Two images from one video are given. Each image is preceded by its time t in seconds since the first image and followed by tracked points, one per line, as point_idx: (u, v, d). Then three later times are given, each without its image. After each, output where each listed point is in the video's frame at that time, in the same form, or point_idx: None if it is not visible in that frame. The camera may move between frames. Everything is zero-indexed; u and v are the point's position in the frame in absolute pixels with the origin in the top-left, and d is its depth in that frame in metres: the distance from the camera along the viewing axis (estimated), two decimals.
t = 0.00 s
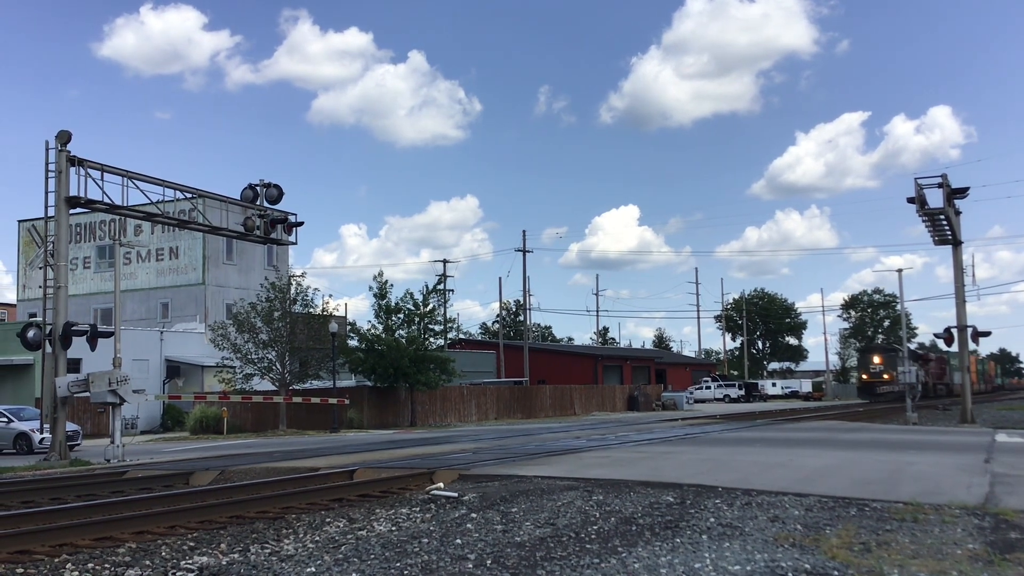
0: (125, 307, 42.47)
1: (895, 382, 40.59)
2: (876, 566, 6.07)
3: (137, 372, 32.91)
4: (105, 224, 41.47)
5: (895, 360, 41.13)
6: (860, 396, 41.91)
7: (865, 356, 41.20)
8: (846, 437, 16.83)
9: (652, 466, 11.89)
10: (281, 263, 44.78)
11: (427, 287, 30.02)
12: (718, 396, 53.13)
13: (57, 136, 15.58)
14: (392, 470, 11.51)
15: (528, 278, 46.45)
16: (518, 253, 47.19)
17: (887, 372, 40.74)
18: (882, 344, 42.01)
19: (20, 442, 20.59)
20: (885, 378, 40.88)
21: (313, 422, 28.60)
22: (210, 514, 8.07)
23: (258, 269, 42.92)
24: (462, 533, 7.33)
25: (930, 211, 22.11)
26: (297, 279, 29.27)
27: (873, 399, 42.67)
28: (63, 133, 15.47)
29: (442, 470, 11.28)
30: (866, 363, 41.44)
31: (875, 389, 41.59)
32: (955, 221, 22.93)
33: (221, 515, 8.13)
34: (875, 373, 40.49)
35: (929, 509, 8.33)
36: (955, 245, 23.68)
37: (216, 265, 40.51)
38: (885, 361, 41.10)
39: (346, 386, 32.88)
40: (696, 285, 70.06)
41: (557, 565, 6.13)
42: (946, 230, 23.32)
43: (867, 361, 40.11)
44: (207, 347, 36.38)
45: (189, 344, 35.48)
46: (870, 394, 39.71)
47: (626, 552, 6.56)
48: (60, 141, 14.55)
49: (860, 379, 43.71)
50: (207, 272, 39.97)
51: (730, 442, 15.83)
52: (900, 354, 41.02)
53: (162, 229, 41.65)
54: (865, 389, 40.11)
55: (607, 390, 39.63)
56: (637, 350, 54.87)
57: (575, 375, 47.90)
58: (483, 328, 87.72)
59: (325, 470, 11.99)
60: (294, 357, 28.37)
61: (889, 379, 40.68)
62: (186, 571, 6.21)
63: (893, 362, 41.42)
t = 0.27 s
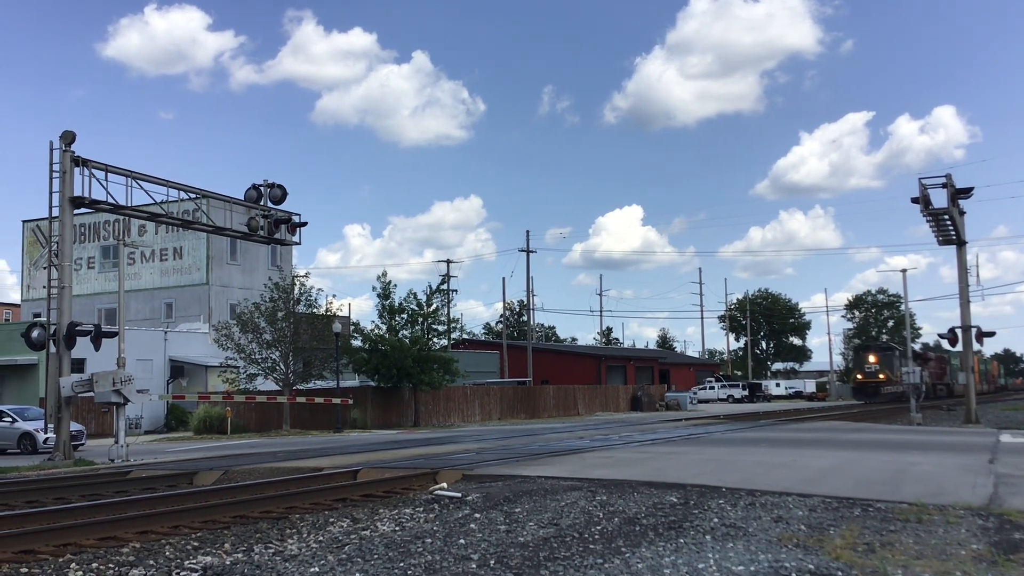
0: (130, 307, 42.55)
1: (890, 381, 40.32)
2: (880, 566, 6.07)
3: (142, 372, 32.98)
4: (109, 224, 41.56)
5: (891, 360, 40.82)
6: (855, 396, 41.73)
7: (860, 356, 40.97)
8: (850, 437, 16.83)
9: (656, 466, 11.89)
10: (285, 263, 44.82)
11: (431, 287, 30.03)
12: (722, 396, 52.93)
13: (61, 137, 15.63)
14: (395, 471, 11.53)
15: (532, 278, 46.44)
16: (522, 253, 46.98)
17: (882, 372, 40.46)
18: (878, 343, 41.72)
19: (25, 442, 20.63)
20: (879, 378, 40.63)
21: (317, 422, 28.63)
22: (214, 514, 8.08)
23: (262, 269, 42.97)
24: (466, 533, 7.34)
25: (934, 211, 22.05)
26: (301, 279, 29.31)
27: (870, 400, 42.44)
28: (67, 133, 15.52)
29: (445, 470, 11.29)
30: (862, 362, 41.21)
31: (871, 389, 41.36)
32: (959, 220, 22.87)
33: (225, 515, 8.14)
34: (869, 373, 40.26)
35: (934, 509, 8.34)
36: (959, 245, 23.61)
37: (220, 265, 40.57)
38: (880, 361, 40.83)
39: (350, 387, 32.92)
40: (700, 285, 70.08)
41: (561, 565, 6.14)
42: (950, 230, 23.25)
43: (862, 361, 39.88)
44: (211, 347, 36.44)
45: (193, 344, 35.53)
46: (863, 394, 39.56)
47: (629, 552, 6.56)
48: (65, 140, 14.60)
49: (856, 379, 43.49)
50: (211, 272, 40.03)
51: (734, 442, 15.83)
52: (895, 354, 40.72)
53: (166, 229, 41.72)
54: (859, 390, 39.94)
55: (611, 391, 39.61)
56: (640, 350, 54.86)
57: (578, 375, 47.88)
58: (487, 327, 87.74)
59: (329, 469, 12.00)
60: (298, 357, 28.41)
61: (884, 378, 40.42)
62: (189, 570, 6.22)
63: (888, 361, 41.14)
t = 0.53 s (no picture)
0: (133, 307, 42.60)
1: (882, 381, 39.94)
2: (882, 566, 6.06)
3: (145, 372, 33.02)
4: (112, 224, 41.63)
5: (884, 359, 40.42)
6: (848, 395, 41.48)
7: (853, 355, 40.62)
8: (853, 437, 16.83)
9: (658, 466, 11.89)
10: (288, 263, 44.86)
11: (433, 287, 30.07)
12: (724, 396, 52.97)
13: (64, 137, 15.66)
14: (398, 471, 11.54)
15: (535, 278, 46.45)
16: (524, 253, 46.92)
17: (875, 371, 40.09)
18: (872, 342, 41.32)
19: (28, 442, 20.66)
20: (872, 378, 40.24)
21: (320, 422, 28.65)
22: (216, 514, 8.09)
23: (264, 269, 43.03)
24: (468, 533, 7.34)
25: (936, 211, 22.03)
26: (303, 279, 29.34)
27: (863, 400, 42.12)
28: (70, 133, 15.54)
29: (448, 470, 11.29)
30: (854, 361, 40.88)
31: (864, 388, 41.03)
32: (962, 221, 22.84)
33: (228, 515, 8.15)
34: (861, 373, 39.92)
35: (936, 510, 8.32)
36: (962, 246, 23.58)
37: (223, 266, 40.62)
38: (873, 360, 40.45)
39: (353, 387, 32.95)
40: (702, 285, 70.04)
41: (563, 565, 6.14)
42: (953, 230, 23.22)
43: (854, 361, 39.53)
44: (214, 347, 36.48)
45: (196, 345, 35.57)
46: (856, 395, 39.33)
47: (631, 552, 6.57)
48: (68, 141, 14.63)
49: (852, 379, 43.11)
50: (214, 272, 40.09)
51: (737, 442, 15.82)
52: (889, 353, 40.30)
53: (169, 229, 41.79)
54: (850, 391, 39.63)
55: (613, 391, 39.61)
56: (643, 350, 54.86)
57: (581, 375, 47.90)
58: (489, 328, 87.77)
59: (331, 469, 12.02)
60: (300, 357, 28.44)
61: (876, 378, 40.06)
62: (192, 570, 6.22)
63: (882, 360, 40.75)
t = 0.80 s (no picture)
0: (134, 307, 42.64)
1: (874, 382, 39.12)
2: (884, 567, 6.06)
3: (146, 372, 33.05)
4: (114, 224, 41.66)
5: (876, 359, 39.67)
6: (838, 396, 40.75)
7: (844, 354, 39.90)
8: (854, 437, 16.83)
9: (659, 467, 11.89)
10: (290, 263, 44.87)
11: (435, 287, 30.08)
12: (726, 396, 53.00)
13: (65, 137, 15.66)
14: (400, 471, 11.54)
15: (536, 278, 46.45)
16: (524, 253, 46.65)
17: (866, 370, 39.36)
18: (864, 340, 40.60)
19: (30, 442, 20.69)
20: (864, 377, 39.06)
21: (321, 422, 28.66)
22: (218, 514, 8.09)
23: (266, 269, 43.08)
24: (470, 533, 7.34)
25: (939, 211, 22.00)
26: (305, 279, 29.34)
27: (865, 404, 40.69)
28: (72, 133, 15.56)
29: (449, 470, 11.29)
30: (845, 361, 40.23)
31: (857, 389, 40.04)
32: (964, 221, 22.83)
33: (229, 515, 8.15)
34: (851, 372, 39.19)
35: (938, 510, 8.31)
36: (964, 246, 23.55)
37: (224, 265, 40.66)
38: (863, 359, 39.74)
39: (355, 387, 32.96)
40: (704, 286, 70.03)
41: (564, 565, 6.14)
42: (955, 230, 23.20)
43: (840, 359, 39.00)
44: (215, 347, 36.51)
45: (198, 345, 35.60)
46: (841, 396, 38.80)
47: (633, 552, 6.57)
48: (69, 141, 14.64)
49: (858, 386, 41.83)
50: (215, 272, 40.13)
51: (739, 442, 15.81)
52: (881, 351, 39.53)
53: (171, 229, 41.84)
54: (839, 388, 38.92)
55: (614, 391, 39.62)
56: (644, 350, 54.85)
57: (582, 375, 47.90)
58: (490, 328, 87.80)
59: (333, 469, 12.03)
60: (302, 357, 28.46)
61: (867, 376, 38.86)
62: (194, 571, 6.23)
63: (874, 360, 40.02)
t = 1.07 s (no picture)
0: (134, 306, 42.64)
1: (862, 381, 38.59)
2: (884, 566, 6.06)
3: (146, 372, 33.05)
4: (113, 224, 41.64)
5: (866, 358, 39.09)
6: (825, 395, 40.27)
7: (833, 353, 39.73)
8: (854, 437, 16.82)
9: (659, 466, 11.88)
10: (289, 263, 44.86)
11: (434, 287, 30.07)
12: (725, 396, 53.04)
13: (65, 137, 15.66)
14: (399, 470, 11.53)
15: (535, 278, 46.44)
16: (524, 253, 46.71)
17: (854, 369, 38.84)
18: (853, 339, 40.07)
19: (29, 442, 20.68)
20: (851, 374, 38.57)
21: (321, 422, 28.65)
22: (217, 515, 8.09)
23: (265, 269, 43.07)
24: (470, 533, 7.34)
25: (938, 211, 22.03)
26: (304, 279, 29.34)
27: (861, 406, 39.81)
28: (71, 133, 15.56)
29: (449, 470, 11.28)
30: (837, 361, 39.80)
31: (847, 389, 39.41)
32: (964, 221, 22.85)
33: (229, 515, 8.15)
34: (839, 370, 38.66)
35: (937, 509, 8.31)
36: (964, 246, 23.58)
37: (224, 265, 40.66)
38: (852, 358, 39.19)
39: (354, 387, 32.96)
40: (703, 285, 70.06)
41: (564, 565, 6.14)
42: (954, 230, 23.23)
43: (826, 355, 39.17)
44: (215, 347, 36.51)
45: (197, 345, 35.59)
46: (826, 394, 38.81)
47: (632, 552, 6.56)
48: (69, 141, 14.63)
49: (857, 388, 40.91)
50: (215, 272, 40.12)
51: (738, 442, 15.79)
52: (870, 350, 38.97)
53: (170, 229, 41.84)
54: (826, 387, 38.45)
55: (614, 391, 39.62)
56: (644, 350, 54.86)
57: (582, 375, 47.91)
58: (490, 327, 87.82)
59: (332, 469, 12.03)
60: (302, 357, 28.46)
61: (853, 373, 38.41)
62: (193, 570, 6.23)
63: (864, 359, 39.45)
